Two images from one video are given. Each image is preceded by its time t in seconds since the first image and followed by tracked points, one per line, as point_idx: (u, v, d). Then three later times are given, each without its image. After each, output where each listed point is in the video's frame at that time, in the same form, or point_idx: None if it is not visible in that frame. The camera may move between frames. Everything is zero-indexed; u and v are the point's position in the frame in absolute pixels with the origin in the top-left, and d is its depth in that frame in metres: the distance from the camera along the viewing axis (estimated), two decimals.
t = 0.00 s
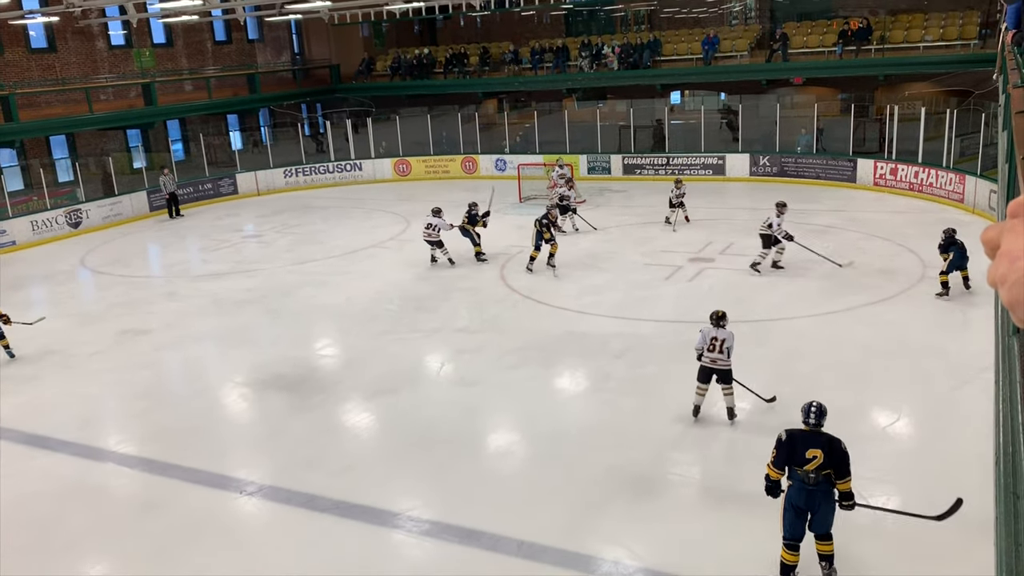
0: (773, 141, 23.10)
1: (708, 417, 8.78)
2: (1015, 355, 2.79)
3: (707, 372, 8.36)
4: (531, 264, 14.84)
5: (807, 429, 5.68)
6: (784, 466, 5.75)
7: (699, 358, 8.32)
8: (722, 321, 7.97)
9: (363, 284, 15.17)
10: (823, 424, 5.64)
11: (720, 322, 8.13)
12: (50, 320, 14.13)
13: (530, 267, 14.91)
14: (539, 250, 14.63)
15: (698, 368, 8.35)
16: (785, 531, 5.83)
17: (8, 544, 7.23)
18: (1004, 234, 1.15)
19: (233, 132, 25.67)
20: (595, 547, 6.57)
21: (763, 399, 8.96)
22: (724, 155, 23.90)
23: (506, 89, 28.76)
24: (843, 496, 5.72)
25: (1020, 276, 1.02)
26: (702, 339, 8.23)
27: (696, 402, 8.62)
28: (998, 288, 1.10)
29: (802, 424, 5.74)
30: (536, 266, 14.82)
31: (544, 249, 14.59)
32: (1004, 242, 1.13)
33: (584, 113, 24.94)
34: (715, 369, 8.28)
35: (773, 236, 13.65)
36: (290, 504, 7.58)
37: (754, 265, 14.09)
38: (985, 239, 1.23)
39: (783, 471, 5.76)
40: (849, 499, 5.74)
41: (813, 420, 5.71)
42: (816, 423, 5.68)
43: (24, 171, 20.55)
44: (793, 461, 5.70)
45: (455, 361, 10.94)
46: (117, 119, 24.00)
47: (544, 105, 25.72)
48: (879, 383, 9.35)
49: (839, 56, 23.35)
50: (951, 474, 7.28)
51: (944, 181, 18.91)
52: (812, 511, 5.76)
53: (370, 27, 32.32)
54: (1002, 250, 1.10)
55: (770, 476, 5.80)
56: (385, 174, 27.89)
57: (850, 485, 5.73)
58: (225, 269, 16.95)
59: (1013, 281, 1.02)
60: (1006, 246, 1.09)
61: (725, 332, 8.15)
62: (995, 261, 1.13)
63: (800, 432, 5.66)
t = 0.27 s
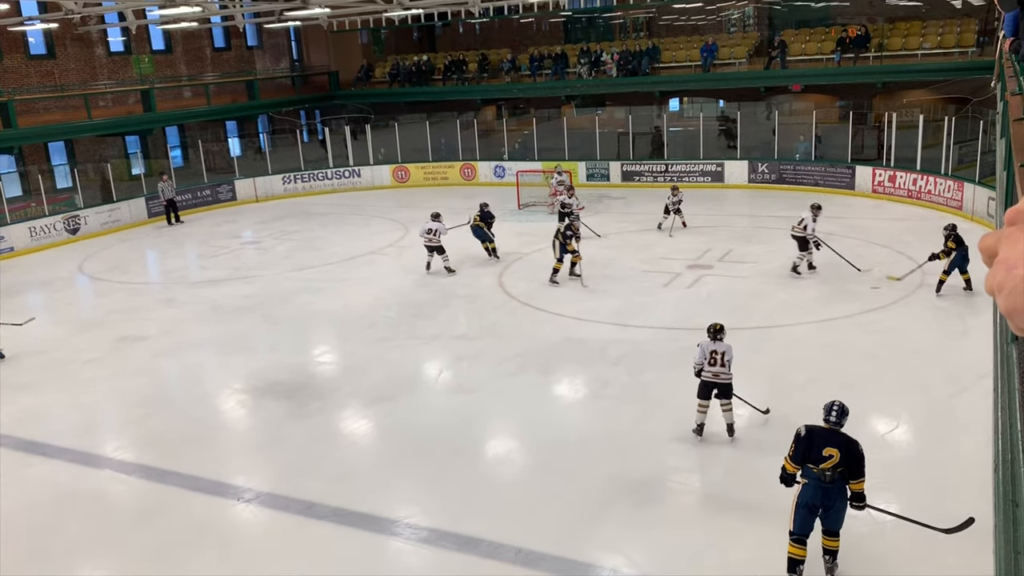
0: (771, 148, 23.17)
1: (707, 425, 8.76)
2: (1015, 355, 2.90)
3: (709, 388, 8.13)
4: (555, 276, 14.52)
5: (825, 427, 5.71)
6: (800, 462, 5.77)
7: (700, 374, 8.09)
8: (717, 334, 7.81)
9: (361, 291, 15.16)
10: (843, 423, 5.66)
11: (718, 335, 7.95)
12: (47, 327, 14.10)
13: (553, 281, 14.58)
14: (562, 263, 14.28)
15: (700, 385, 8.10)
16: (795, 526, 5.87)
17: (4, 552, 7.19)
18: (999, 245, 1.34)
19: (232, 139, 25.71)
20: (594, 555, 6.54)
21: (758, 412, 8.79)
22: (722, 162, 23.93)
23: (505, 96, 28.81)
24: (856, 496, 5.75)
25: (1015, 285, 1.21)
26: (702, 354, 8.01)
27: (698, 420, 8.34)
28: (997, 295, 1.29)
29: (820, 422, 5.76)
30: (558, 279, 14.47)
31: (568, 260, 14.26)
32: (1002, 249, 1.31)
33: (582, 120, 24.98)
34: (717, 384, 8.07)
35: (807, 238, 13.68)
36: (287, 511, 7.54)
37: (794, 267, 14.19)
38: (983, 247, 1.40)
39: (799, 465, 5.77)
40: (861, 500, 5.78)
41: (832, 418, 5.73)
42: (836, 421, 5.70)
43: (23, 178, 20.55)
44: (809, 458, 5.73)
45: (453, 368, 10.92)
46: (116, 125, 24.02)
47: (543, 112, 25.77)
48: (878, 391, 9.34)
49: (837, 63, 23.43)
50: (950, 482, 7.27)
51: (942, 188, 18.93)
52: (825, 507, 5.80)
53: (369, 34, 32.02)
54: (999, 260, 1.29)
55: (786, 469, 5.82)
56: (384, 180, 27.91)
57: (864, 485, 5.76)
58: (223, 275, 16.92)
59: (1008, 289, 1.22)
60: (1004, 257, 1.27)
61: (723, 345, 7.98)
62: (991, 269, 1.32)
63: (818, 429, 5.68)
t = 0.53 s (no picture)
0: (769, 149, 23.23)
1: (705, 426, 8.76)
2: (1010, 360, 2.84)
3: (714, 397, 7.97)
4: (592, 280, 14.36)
5: (833, 417, 5.78)
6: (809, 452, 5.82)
7: (704, 383, 7.94)
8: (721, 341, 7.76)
9: (360, 292, 15.16)
10: (851, 412, 5.75)
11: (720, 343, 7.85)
12: (46, 328, 14.10)
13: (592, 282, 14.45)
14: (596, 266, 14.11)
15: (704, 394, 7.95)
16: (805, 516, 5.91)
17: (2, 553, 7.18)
18: (996, 244, 1.25)
19: (230, 140, 25.73)
20: (593, 556, 6.55)
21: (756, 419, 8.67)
22: (720, 163, 23.94)
23: (503, 97, 28.83)
24: (861, 485, 5.85)
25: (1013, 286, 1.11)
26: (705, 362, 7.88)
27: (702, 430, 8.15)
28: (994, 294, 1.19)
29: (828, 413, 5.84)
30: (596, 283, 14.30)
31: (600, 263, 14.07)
32: (998, 250, 1.22)
33: (581, 121, 24.99)
34: (721, 392, 7.92)
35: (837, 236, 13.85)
36: (286, 512, 7.55)
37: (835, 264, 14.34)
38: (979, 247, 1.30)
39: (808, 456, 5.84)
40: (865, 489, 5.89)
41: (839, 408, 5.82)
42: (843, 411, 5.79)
43: (21, 179, 20.54)
44: (818, 448, 5.79)
45: (452, 368, 10.93)
46: (114, 126, 24.02)
47: (541, 113, 25.78)
48: (876, 391, 9.35)
49: (835, 64, 23.47)
50: (948, 482, 7.28)
51: (940, 189, 18.95)
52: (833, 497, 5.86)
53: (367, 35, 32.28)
54: (997, 260, 1.19)
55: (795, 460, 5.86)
56: (382, 181, 27.91)
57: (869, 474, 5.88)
58: (221, 276, 16.92)
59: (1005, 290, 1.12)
60: (1001, 256, 1.17)
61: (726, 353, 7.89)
62: (988, 270, 1.22)
63: (827, 419, 5.75)
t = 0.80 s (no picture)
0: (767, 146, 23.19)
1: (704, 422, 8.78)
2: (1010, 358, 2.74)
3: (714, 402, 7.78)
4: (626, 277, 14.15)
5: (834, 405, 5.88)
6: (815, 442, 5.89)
7: (704, 388, 7.75)
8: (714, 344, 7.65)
9: (358, 289, 15.16)
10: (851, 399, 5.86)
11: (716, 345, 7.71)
12: (44, 326, 14.09)
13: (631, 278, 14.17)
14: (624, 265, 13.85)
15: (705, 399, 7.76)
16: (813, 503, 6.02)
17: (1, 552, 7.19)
18: (995, 239, 1.07)
19: (228, 137, 25.70)
20: (591, 552, 6.56)
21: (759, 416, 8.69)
22: (718, 160, 23.96)
23: (501, 94, 28.81)
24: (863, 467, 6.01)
25: (1014, 280, 0.94)
26: (703, 366, 7.70)
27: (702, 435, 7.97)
28: (994, 292, 1.01)
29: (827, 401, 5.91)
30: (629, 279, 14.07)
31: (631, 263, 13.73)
32: (999, 243, 1.04)
33: (579, 118, 24.98)
34: (721, 397, 7.74)
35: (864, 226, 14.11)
36: (285, 510, 7.55)
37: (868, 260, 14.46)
38: (977, 243, 1.12)
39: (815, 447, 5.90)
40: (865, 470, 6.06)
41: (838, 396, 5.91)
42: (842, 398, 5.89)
43: (19, 176, 20.52)
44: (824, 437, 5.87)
45: (450, 366, 10.94)
46: (111, 124, 23.98)
47: (539, 110, 25.78)
48: (874, 388, 9.36)
49: (833, 61, 23.49)
50: (946, 477, 7.30)
51: (938, 185, 18.97)
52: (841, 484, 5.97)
53: (365, 32, 32.05)
54: (996, 255, 1.01)
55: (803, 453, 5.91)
56: (380, 178, 27.86)
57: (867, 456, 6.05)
58: (220, 274, 16.92)
59: (1005, 288, 0.95)
60: (1002, 250, 0.99)
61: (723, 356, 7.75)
62: (987, 266, 1.05)
63: (832, 408, 5.83)
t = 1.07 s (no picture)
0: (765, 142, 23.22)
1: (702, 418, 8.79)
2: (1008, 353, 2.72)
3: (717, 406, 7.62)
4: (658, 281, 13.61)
5: (824, 394, 6.07)
6: (815, 432, 6.06)
7: (705, 393, 7.59)
8: (711, 348, 7.50)
9: (357, 285, 15.16)
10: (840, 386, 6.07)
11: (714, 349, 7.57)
12: (42, 323, 14.09)
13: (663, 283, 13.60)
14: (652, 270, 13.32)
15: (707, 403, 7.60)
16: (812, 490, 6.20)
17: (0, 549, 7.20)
18: (994, 234, 1.07)
19: (226, 134, 25.68)
20: (589, 548, 6.58)
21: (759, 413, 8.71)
22: (717, 156, 24.02)
23: (499, 91, 28.79)
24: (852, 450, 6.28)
25: (1012, 277, 0.94)
26: (704, 371, 7.53)
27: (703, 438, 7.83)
28: (991, 289, 1.02)
29: (816, 390, 6.09)
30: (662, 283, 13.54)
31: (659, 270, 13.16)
32: (995, 239, 1.04)
33: (577, 114, 25.01)
34: (724, 401, 7.58)
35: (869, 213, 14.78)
36: (283, 506, 7.57)
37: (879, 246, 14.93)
38: (976, 239, 1.12)
39: (814, 436, 6.08)
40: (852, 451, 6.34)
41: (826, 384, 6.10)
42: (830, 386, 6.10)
43: (16, 173, 20.49)
44: (822, 426, 6.04)
45: (449, 362, 10.95)
46: (109, 121, 23.95)
47: (537, 107, 25.81)
48: (872, 383, 9.38)
49: (831, 57, 23.53)
50: (943, 473, 7.33)
51: (936, 181, 19.00)
52: (838, 469, 6.19)
53: (363, 28, 32.41)
54: (994, 252, 1.01)
55: (803, 443, 6.07)
56: (378, 175, 27.88)
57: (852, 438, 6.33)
58: (218, 271, 16.92)
59: (1004, 282, 0.95)
60: (1000, 246, 1.00)
61: (723, 359, 7.60)
62: (985, 262, 1.05)
63: (827, 398, 6.01)
